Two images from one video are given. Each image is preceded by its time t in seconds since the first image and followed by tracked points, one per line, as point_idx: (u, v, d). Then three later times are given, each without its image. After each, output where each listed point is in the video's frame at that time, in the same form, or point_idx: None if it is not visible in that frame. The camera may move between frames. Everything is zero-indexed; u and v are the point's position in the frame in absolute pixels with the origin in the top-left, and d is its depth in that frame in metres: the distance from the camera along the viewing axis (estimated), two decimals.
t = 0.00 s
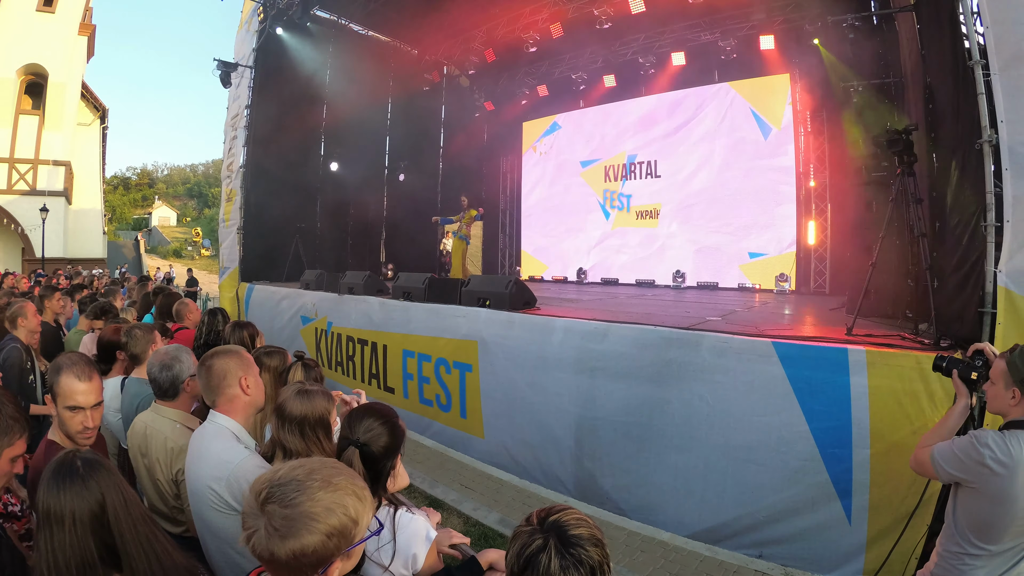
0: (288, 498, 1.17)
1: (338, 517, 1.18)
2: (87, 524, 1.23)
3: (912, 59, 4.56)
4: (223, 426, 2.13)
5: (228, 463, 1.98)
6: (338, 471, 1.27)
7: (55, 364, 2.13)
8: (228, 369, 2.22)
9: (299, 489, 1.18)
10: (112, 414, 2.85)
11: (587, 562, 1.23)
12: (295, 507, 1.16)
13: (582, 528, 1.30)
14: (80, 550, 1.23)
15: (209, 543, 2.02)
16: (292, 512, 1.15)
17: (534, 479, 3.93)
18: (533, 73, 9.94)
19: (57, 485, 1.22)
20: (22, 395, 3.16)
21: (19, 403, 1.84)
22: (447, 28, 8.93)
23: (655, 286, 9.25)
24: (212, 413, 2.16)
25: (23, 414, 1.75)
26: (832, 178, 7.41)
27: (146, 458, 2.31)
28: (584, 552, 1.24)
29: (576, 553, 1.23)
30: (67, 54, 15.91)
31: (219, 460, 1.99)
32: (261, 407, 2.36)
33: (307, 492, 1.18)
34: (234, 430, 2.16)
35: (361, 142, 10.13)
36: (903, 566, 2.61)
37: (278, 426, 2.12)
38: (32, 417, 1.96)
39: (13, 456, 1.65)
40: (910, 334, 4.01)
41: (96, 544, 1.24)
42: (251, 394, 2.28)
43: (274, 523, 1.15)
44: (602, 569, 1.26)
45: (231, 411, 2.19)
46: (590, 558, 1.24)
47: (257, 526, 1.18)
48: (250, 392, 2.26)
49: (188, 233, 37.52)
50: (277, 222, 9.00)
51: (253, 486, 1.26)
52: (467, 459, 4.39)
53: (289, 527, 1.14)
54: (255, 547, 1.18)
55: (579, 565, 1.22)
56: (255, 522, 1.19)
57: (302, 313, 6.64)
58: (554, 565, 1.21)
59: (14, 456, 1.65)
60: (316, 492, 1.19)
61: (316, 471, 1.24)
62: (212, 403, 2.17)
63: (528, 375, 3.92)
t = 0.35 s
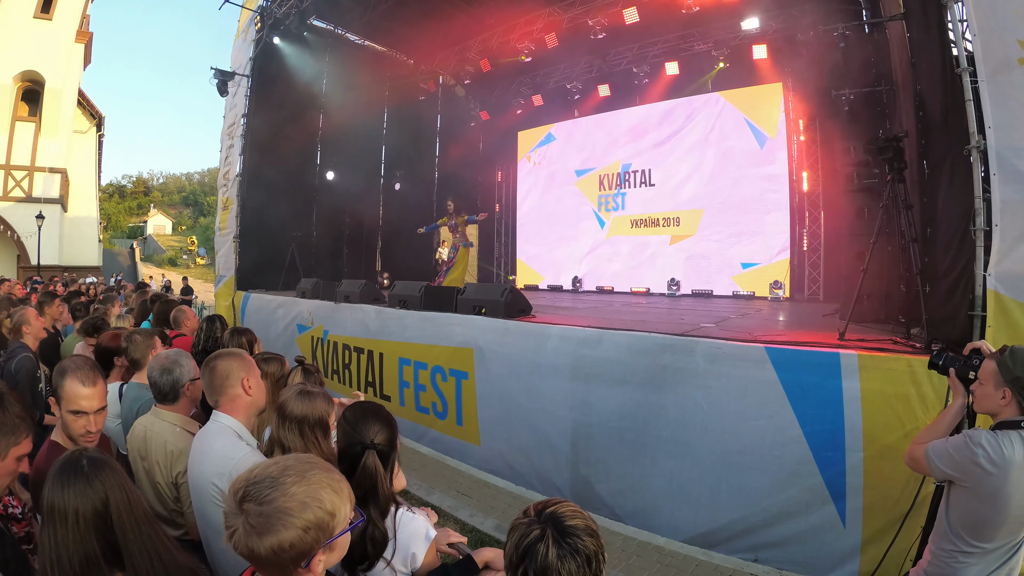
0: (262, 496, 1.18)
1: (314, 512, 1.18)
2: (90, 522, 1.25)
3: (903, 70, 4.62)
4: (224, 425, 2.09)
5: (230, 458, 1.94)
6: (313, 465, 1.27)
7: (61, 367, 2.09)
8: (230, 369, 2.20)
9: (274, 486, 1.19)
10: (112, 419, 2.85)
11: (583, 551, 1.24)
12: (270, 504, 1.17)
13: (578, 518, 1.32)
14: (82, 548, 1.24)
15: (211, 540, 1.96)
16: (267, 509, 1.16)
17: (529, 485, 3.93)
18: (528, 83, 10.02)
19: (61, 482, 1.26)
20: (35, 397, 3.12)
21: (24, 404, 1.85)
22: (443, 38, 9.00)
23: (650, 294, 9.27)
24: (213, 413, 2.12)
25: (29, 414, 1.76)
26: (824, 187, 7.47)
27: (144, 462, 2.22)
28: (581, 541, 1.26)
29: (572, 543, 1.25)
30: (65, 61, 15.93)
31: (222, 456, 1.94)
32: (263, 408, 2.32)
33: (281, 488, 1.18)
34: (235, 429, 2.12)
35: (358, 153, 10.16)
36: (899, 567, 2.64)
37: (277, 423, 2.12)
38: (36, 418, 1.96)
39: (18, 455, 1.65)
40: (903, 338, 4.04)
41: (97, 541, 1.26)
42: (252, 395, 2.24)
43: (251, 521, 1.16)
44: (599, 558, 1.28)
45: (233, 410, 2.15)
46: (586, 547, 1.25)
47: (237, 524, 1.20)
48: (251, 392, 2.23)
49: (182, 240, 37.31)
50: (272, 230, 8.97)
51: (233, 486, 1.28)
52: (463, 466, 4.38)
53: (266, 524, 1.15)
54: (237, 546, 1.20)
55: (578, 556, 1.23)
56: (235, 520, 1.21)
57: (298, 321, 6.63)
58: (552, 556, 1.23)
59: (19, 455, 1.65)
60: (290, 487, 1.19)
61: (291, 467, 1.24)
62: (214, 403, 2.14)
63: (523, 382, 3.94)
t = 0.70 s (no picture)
0: (266, 475, 1.22)
1: (315, 487, 1.22)
2: (92, 510, 1.28)
3: (894, 84, 4.67)
4: (223, 423, 2.09)
5: (227, 453, 1.96)
6: (312, 445, 1.31)
7: (65, 364, 2.13)
8: (230, 369, 2.19)
9: (276, 465, 1.23)
10: (113, 423, 2.87)
11: (565, 533, 1.27)
12: (273, 482, 1.20)
13: (562, 503, 1.34)
14: (82, 535, 1.27)
15: (209, 536, 1.96)
16: (270, 487, 1.20)
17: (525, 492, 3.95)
18: (524, 96, 10.15)
19: (69, 469, 1.29)
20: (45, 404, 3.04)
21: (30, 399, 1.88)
22: (440, 49, 9.10)
23: (646, 304, 9.29)
24: (212, 411, 2.12)
25: (34, 408, 1.79)
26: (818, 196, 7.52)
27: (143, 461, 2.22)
28: (564, 525, 1.28)
29: (556, 526, 1.27)
30: (64, 71, 15.99)
31: (220, 451, 1.95)
32: (261, 407, 2.32)
33: (283, 467, 1.22)
34: (233, 427, 2.12)
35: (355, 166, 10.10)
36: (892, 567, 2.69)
37: (272, 419, 2.15)
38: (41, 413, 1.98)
39: (24, 446, 1.67)
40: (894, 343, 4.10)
41: (98, 528, 1.29)
42: (251, 394, 2.24)
43: (256, 499, 1.20)
44: (582, 543, 1.30)
45: (232, 409, 2.15)
46: (568, 530, 1.28)
47: (242, 504, 1.23)
48: (250, 391, 2.23)
49: (178, 249, 37.19)
50: (267, 239, 8.94)
51: (237, 470, 1.31)
52: (459, 474, 4.39)
53: (269, 501, 1.18)
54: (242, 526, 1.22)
55: (560, 540, 1.26)
56: (240, 501, 1.24)
57: (295, 331, 6.65)
58: (534, 538, 1.26)
59: (25, 446, 1.67)
60: (291, 466, 1.23)
61: (291, 448, 1.28)
62: (213, 401, 2.14)
63: (518, 390, 3.98)
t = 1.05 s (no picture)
0: (284, 488, 1.20)
1: (333, 494, 1.21)
2: (84, 522, 1.26)
3: (890, 98, 4.70)
4: (218, 431, 2.07)
5: (221, 460, 1.94)
6: (325, 451, 1.29)
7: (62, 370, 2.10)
8: (225, 377, 2.18)
9: (292, 478, 1.20)
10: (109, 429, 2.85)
11: (568, 543, 1.25)
12: (291, 495, 1.19)
13: (564, 513, 1.32)
14: (73, 545, 1.25)
15: (199, 544, 1.95)
16: (289, 500, 1.18)
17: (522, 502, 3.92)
18: (522, 105, 10.21)
19: (62, 482, 1.27)
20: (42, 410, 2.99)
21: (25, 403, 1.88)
22: (438, 59, 9.16)
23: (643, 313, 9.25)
24: (209, 419, 2.11)
25: (29, 413, 1.79)
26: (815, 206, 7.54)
27: (138, 469, 2.20)
28: (567, 535, 1.26)
29: (558, 536, 1.25)
30: (64, 78, 16.05)
31: (212, 459, 1.94)
32: (257, 415, 2.29)
33: (300, 478, 1.20)
34: (229, 435, 2.09)
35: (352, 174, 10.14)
36: None
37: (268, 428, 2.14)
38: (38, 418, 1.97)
39: (18, 452, 1.67)
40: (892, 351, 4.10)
41: (88, 539, 1.26)
42: (247, 401, 2.22)
43: (277, 514, 1.18)
44: (584, 553, 1.28)
45: (228, 416, 2.13)
46: (571, 540, 1.26)
47: (264, 519, 1.21)
48: (246, 400, 2.21)
49: (174, 256, 37.02)
50: (264, 247, 8.92)
51: (252, 483, 1.28)
52: (456, 484, 4.36)
53: (290, 514, 1.17)
54: (266, 540, 1.22)
55: (563, 551, 1.24)
56: (262, 515, 1.22)
57: (292, 339, 6.63)
58: (536, 548, 1.24)
59: (20, 452, 1.67)
60: (307, 477, 1.21)
61: (305, 457, 1.26)
62: (209, 408, 2.12)
63: (515, 400, 3.97)
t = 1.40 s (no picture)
0: (308, 499, 1.15)
1: (359, 508, 1.18)
2: (64, 547, 1.19)
3: (892, 97, 4.70)
4: (218, 438, 2.03)
5: (220, 471, 1.89)
6: (351, 462, 1.26)
7: (55, 375, 2.08)
8: (226, 381, 2.13)
9: (317, 488, 1.17)
10: (103, 433, 2.80)
11: (603, 561, 1.16)
12: (315, 507, 1.15)
13: (598, 526, 1.24)
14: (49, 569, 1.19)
15: (197, 553, 1.92)
16: (313, 512, 1.14)
17: (523, 506, 3.89)
18: (522, 106, 10.20)
19: (46, 500, 1.20)
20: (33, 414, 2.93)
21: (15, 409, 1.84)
22: (438, 60, 9.14)
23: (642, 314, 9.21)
24: (207, 425, 2.06)
25: (19, 420, 1.76)
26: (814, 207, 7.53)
27: (134, 480, 2.16)
28: (602, 551, 1.17)
29: (593, 552, 1.16)
30: (61, 78, 16.02)
31: (212, 469, 1.89)
32: (258, 421, 2.25)
33: (326, 489, 1.16)
34: (229, 442, 2.05)
35: (351, 175, 10.11)
36: None
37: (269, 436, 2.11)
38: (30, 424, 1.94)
39: (7, 462, 1.65)
40: (897, 353, 4.07)
41: (65, 564, 1.19)
42: (248, 407, 2.17)
43: (299, 525, 1.14)
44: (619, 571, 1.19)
45: (227, 423, 2.08)
46: (606, 557, 1.17)
47: (283, 530, 1.17)
48: (247, 405, 2.16)
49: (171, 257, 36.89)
50: (262, 249, 8.88)
51: (271, 491, 1.24)
52: (457, 487, 4.33)
53: (313, 526, 1.13)
54: (284, 552, 1.17)
55: (598, 568, 1.15)
56: (281, 526, 1.18)
57: (290, 341, 6.59)
58: (569, 565, 1.14)
59: (9, 461, 1.65)
60: (333, 488, 1.17)
61: (331, 467, 1.22)
62: (208, 414, 2.08)
63: (517, 403, 3.93)
